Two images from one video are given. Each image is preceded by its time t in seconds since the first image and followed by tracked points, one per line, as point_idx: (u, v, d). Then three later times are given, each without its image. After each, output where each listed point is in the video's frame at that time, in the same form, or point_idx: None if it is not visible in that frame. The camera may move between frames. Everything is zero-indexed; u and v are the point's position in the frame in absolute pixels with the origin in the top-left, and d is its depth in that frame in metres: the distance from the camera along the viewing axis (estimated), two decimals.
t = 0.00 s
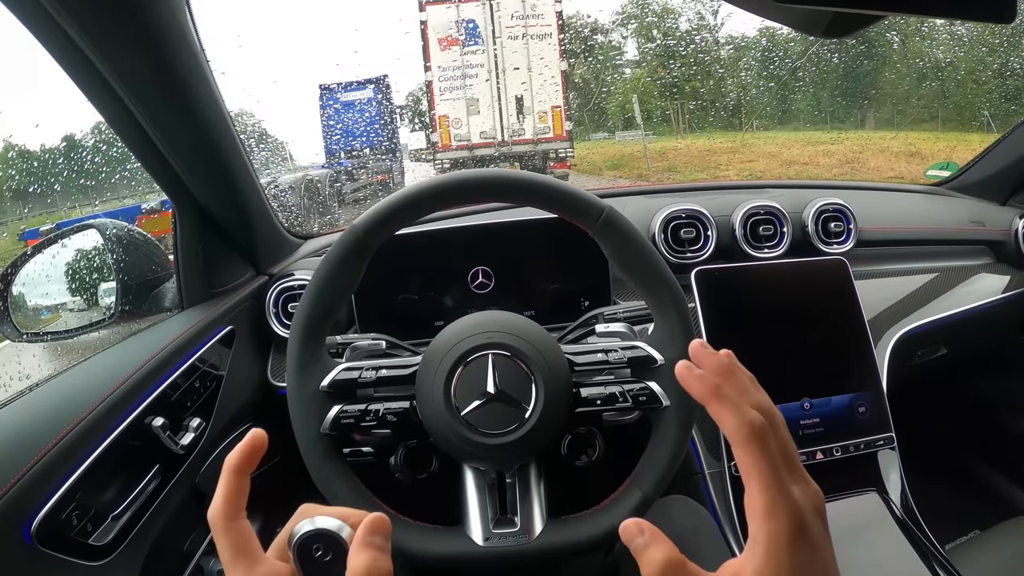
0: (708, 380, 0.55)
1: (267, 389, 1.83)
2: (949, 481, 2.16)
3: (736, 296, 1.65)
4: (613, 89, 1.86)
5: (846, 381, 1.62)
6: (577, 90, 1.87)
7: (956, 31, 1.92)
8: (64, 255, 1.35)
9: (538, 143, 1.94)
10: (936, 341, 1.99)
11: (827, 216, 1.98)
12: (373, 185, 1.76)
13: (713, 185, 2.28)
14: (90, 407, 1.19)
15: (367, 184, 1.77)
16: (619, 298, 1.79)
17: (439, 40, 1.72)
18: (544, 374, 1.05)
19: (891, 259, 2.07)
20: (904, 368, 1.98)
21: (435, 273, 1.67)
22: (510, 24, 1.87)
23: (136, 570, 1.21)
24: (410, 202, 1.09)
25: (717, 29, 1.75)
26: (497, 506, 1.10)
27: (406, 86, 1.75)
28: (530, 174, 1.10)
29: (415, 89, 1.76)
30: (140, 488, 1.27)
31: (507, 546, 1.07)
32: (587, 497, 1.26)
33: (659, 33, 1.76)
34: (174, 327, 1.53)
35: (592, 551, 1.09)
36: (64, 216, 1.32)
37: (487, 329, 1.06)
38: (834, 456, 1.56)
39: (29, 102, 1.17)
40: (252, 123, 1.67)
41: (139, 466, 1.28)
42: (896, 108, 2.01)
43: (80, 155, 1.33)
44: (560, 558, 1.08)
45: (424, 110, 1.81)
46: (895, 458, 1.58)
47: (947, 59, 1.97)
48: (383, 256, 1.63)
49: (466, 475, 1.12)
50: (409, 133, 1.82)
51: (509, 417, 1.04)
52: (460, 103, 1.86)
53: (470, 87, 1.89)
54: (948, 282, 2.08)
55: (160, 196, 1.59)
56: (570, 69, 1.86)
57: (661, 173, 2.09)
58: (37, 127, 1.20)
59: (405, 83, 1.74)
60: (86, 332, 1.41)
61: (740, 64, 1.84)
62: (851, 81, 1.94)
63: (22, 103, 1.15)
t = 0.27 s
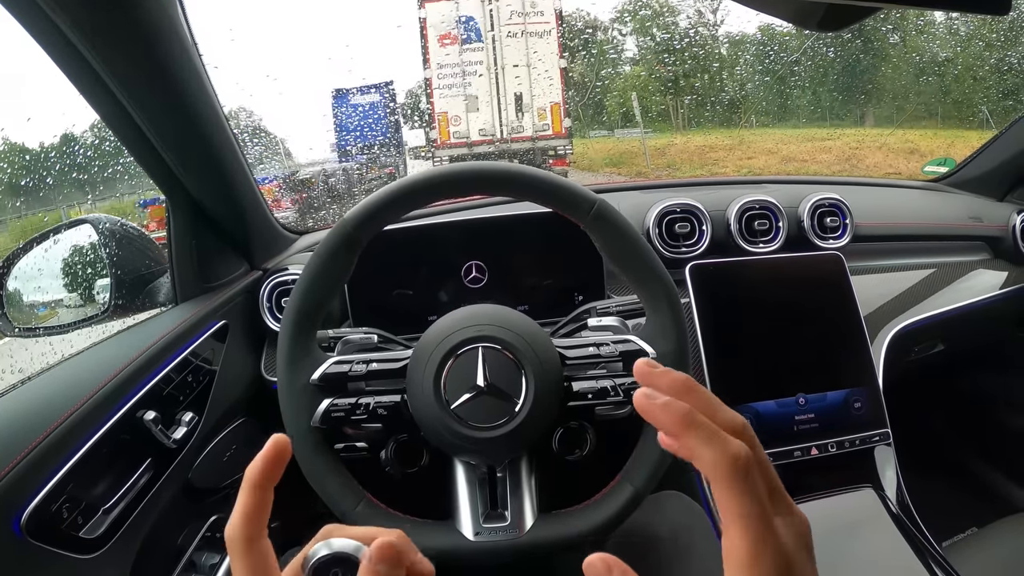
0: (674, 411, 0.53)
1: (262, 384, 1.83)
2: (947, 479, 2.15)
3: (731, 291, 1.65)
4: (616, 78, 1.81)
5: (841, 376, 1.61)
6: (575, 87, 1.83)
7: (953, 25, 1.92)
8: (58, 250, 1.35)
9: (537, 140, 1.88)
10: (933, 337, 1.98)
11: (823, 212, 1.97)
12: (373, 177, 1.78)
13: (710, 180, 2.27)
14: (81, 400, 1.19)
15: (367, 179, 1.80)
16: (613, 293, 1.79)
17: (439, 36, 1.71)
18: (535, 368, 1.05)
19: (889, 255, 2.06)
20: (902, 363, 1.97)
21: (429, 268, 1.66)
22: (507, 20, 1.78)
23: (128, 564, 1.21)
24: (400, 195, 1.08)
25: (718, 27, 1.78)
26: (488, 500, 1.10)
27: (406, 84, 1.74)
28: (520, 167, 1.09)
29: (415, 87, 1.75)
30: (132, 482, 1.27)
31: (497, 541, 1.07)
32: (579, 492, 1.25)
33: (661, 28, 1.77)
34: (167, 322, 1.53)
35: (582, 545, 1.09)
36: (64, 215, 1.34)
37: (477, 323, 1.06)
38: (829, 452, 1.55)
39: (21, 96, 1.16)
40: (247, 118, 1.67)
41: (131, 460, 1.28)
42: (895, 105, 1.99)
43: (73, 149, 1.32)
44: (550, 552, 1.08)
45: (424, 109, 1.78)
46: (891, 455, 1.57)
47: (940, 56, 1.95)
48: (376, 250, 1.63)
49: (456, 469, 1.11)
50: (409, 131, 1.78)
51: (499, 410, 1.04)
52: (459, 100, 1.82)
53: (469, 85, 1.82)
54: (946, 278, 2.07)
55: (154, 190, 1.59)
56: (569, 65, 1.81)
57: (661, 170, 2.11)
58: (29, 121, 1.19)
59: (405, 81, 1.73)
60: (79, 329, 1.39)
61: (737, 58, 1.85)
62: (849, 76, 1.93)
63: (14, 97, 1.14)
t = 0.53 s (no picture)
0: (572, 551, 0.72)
1: (264, 382, 1.83)
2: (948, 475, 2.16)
3: (733, 288, 1.65)
4: (613, 81, 1.83)
5: (843, 373, 1.62)
6: (575, 82, 1.82)
7: (954, 22, 1.92)
8: (59, 248, 1.34)
9: (537, 135, 1.86)
10: (934, 333, 1.99)
11: (825, 208, 1.98)
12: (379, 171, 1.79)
13: (712, 177, 2.27)
14: (86, 401, 1.18)
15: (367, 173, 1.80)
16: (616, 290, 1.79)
17: (440, 32, 1.70)
18: (542, 366, 1.05)
19: (890, 251, 2.07)
20: (903, 359, 1.98)
21: (433, 266, 1.66)
22: (507, 15, 1.77)
23: (133, 564, 1.21)
24: (406, 193, 1.08)
25: (715, 21, 1.76)
26: (495, 498, 1.10)
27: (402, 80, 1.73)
28: (527, 164, 1.09)
29: (412, 83, 1.74)
30: (136, 482, 1.27)
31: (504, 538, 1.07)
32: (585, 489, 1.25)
33: (657, 24, 1.75)
34: (170, 320, 1.52)
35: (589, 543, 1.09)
36: (63, 213, 1.33)
37: (484, 321, 1.06)
38: (832, 448, 1.55)
39: (23, 94, 1.15)
40: (248, 115, 1.67)
41: (135, 460, 1.28)
42: (894, 101, 2.00)
43: (74, 147, 1.32)
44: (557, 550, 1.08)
45: (421, 103, 1.76)
46: (893, 451, 1.58)
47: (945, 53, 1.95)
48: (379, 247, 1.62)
49: (463, 467, 1.11)
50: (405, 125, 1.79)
51: (507, 408, 1.04)
52: (458, 96, 1.79)
53: (468, 80, 1.79)
54: (947, 275, 2.05)
55: (155, 188, 1.58)
56: (568, 61, 1.80)
57: (659, 165, 2.08)
58: (31, 119, 1.18)
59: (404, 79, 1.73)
60: (81, 328, 1.39)
61: (738, 55, 1.84)
62: (851, 73, 1.93)
63: (16, 96, 1.13)
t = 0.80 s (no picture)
0: None
1: (263, 380, 1.84)
2: (944, 471, 2.17)
3: (729, 285, 1.66)
4: (612, 73, 1.83)
5: (837, 368, 1.63)
6: (572, 79, 1.84)
7: (951, 20, 1.94)
8: (60, 248, 1.35)
9: (533, 132, 1.88)
10: (929, 329, 2.00)
11: (820, 205, 1.99)
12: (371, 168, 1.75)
13: (709, 173, 2.28)
14: (87, 401, 1.19)
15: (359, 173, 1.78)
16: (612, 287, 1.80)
17: (434, 29, 1.71)
18: (538, 363, 1.06)
19: (885, 248, 2.08)
20: (898, 355, 1.99)
21: (430, 264, 1.67)
22: (503, 11, 1.74)
23: (135, 562, 1.22)
24: (403, 192, 1.09)
25: (713, 17, 1.78)
26: (492, 494, 1.12)
27: (397, 78, 1.73)
28: (522, 164, 1.10)
29: (409, 79, 1.73)
30: (138, 480, 1.28)
31: (502, 534, 1.08)
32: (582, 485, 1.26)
33: (654, 20, 1.77)
34: (170, 319, 1.53)
35: (586, 538, 1.10)
36: (59, 212, 1.32)
37: (480, 318, 1.07)
38: (826, 443, 1.57)
39: (23, 97, 1.16)
40: (244, 113, 1.68)
41: (136, 458, 1.29)
42: (892, 97, 2.01)
43: (74, 148, 1.32)
44: (554, 545, 1.10)
45: (418, 100, 1.77)
46: (887, 447, 1.59)
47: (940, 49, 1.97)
48: (377, 245, 1.64)
49: (461, 463, 1.13)
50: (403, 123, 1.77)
51: (503, 405, 1.05)
52: (455, 92, 1.79)
53: (464, 77, 1.79)
54: (943, 271, 2.06)
55: (154, 188, 1.59)
56: (565, 58, 1.80)
57: (656, 162, 2.07)
58: (32, 121, 1.19)
59: (394, 76, 1.72)
60: (81, 327, 1.40)
61: (733, 53, 1.86)
62: (846, 71, 1.94)
63: (17, 98, 1.14)
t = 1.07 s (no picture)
0: None
1: (257, 372, 1.86)
2: (934, 463, 2.19)
3: (718, 278, 1.68)
4: (605, 67, 1.85)
5: (822, 360, 1.65)
6: (568, 74, 1.85)
7: (941, 14, 1.89)
8: (55, 243, 1.37)
9: (529, 126, 1.91)
10: (917, 322, 2.02)
11: (808, 198, 2.01)
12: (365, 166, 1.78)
13: (700, 167, 2.29)
14: (82, 390, 1.22)
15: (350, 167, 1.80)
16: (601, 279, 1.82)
17: (430, 25, 1.73)
18: (522, 352, 1.08)
19: (874, 241, 2.10)
20: (886, 348, 2.00)
21: (420, 256, 1.69)
22: (499, 6, 1.79)
23: (130, 549, 1.25)
24: (390, 185, 1.11)
25: (709, 14, 1.79)
26: (478, 481, 1.13)
27: (388, 76, 1.75)
28: (508, 157, 1.12)
29: (405, 74, 1.75)
30: (133, 468, 1.31)
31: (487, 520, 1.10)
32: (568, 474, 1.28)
33: (653, 14, 1.78)
34: (164, 311, 1.55)
35: (571, 524, 1.12)
36: (56, 207, 1.34)
37: (465, 309, 1.09)
38: (812, 434, 1.59)
39: (19, 93, 1.18)
40: (239, 108, 1.69)
41: (131, 448, 1.31)
42: (885, 92, 2.01)
43: (70, 144, 1.34)
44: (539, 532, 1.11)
45: (415, 95, 1.78)
46: (873, 438, 1.61)
47: (928, 44, 1.96)
48: (368, 239, 1.66)
49: (447, 452, 1.14)
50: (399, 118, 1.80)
51: (488, 393, 1.07)
52: (451, 86, 1.81)
53: (461, 71, 1.82)
54: (932, 265, 2.09)
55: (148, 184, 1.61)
56: (560, 53, 1.82)
57: (652, 156, 2.12)
58: (28, 118, 1.22)
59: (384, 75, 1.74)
60: (77, 320, 1.43)
61: (721, 48, 1.86)
62: (836, 66, 1.95)
63: (12, 95, 1.16)
